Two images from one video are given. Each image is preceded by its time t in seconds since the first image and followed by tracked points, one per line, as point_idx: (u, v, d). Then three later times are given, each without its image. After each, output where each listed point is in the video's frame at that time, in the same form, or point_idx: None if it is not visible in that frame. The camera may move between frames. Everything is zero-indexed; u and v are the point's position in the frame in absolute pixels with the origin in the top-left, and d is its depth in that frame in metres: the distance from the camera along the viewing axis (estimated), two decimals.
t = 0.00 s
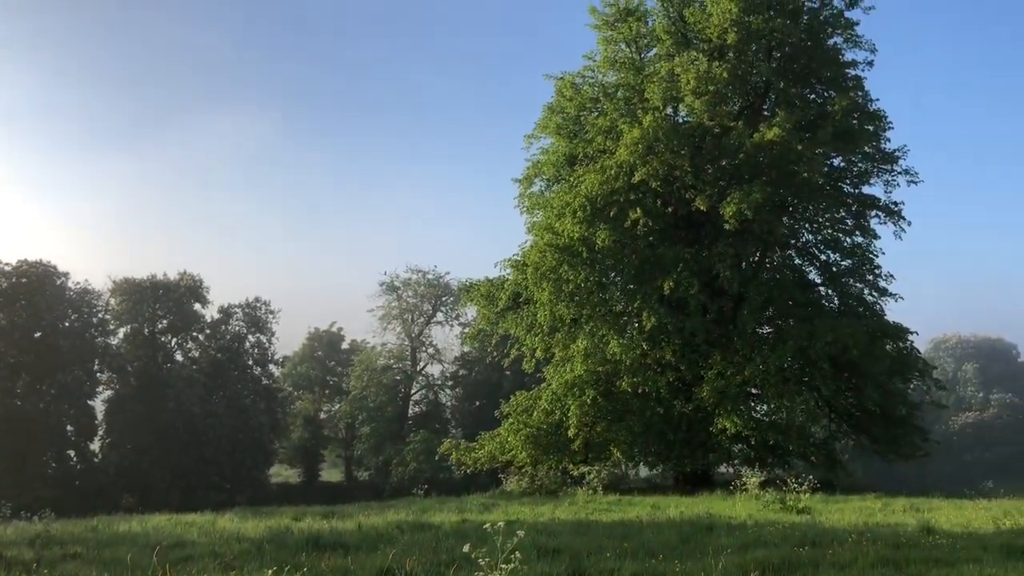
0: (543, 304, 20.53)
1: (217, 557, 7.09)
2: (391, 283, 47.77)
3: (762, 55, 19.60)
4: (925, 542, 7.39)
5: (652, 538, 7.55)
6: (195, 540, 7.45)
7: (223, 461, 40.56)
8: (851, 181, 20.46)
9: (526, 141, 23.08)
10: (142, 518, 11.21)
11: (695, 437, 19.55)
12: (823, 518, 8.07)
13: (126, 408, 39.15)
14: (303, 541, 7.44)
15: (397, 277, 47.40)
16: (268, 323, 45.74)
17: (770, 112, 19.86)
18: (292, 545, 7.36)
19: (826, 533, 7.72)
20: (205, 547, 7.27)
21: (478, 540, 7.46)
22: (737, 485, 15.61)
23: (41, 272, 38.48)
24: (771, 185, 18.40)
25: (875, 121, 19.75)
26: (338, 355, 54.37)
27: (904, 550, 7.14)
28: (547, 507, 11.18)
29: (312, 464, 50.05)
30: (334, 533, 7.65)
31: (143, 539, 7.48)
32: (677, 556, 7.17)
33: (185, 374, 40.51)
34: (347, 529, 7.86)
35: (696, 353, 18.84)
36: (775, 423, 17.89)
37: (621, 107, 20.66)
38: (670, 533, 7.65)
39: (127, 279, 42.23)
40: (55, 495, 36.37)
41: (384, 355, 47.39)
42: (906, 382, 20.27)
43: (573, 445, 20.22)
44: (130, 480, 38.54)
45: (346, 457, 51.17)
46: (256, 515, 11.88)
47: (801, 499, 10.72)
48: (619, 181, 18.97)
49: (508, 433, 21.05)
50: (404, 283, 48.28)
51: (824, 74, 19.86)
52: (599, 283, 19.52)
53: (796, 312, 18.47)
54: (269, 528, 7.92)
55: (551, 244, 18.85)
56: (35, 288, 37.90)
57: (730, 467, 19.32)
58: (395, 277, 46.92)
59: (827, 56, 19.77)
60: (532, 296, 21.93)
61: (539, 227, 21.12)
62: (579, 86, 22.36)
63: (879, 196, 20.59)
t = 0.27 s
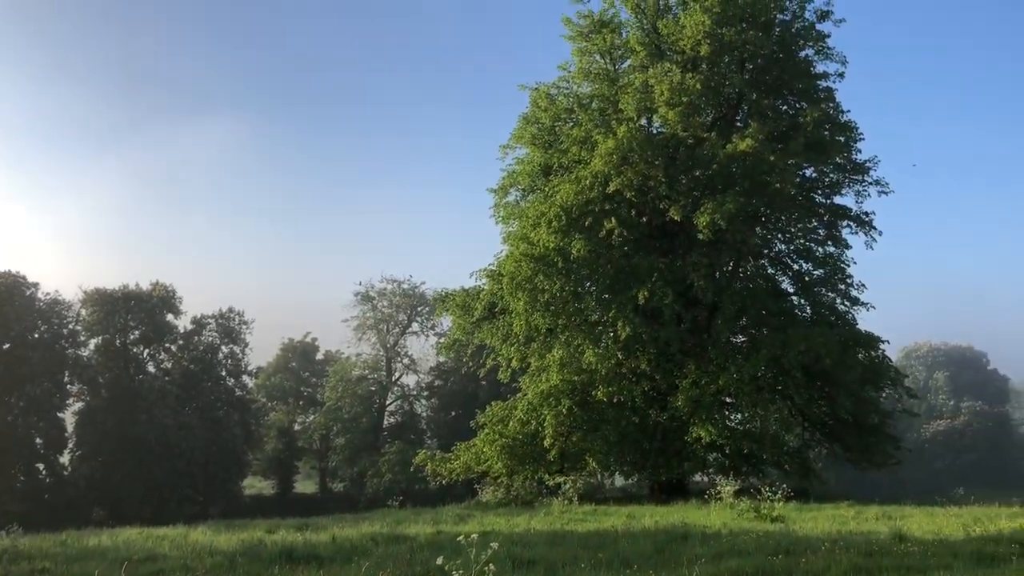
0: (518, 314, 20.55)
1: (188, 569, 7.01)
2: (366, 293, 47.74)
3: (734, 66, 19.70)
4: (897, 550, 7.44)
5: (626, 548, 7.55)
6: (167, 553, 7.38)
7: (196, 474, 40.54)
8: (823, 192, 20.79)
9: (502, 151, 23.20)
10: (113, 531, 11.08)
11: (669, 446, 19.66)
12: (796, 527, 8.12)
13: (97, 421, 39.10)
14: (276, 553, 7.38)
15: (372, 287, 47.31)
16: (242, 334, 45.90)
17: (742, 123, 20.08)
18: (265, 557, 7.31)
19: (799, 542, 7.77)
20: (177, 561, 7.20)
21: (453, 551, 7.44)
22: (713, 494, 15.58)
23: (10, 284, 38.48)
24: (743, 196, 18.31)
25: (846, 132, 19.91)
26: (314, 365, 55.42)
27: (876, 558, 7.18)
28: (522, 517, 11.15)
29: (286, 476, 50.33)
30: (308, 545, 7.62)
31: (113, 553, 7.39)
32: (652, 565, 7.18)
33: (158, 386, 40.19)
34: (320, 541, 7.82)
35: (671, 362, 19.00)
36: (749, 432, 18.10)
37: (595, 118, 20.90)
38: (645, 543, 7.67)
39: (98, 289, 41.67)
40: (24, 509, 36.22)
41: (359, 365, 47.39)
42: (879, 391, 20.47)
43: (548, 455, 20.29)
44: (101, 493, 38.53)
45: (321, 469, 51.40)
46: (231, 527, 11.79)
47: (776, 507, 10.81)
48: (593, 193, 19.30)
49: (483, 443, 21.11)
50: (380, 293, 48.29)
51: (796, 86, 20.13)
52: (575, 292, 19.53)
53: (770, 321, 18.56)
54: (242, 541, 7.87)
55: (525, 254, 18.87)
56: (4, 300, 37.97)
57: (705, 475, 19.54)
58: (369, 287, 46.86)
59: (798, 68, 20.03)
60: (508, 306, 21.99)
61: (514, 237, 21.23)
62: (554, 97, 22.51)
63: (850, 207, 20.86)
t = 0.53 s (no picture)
0: (494, 319, 20.54)
1: None
2: (340, 298, 47.95)
3: (709, 74, 19.78)
4: (868, 554, 7.50)
5: (600, 553, 7.57)
6: (137, 560, 7.30)
7: (168, 479, 40.10)
8: (795, 200, 21.10)
9: (478, 156, 23.25)
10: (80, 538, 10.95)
11: (644, 451, 19.75)
12: (769, 532, 8.19)
13: (67, 427, 38.69)
14: (248, 560, 7.32)
15: (346, 292, 47.81)
16: (214, 339, 46.26)
17: (716, 130, 20.33)
18: (237, 564, 7.24)
19: (771, 547, 7.83)
20: (146, 568, 7.11)
21: (426, 558, 7.42)
22: (686, 499, 15.62)
23: None
24: (718, 203, 18.53)
25: (818, 140, 20.07)
26: (286, 371, 55.59)
27: (846, 562, 7.24)
28: (495, 523, 11.09)
29: (258, 484, 50.71)
30: (279, 552, 7.57)
31: (81, 562, 7.29)
32: (625, 569, 7.19)
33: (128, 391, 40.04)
34: (293, 548, 7.77)
35: (646, 367, 19.17)
36: (723, 437, 18.06)
37: (571, 125, 21.15)
38: (617, 548, 7.70)
39: (67, 293, 41.37)
40: None
41: (333, 371, 47.31)
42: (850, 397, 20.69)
43: (522, 461, 20.32)
44: (69, 499, 37.91)
45: (294, 475, 51.34)
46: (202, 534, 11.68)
47: (749, 513, 10.85)
48: (569, 198, 19.53)
49: (458, 449, 21.13)
50: (354, 298, 48.60)
51: (769, 94, 20.33)
52: (550, 298, 19.67)
53: (743, 328, 18.65)
54: (213, 549, 7.80)
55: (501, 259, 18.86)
56: None
57: (678, 481, 19.37)
58: (343, 293, 47.33)
59: (771, 76, 20.35)
60: (483, 311, 22.02)
61: (490, 242, 21.29)
62: (529, 103, 22.60)
63: (821, 214, 21.14)
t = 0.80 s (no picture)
0: (463, 321, 20.47)
1: None
2: (309, 300, 48.05)
3: (677, 79, 20.08)
4: (830, 555, 7.59)
5: (566, 555, 7.61)
6: (99, 565, 7.19)
7: (131, 481, 40.18)
8: (762, 204, 21.43)
9: (448, 158, 23.28)
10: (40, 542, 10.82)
11: (612, 453, 19.86)
12: (732, 533, 8.28)
13: (30, 430, 37.57)
14: (213, 564, 7.23)
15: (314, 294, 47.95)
16: (180, 340, 46.42)
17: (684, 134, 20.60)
18: (201, 568, 7.16)
19: (736, 548, 7.91)
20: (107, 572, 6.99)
21: (393, 560, 7.40)
22: (652, 500, 15.96)
23: None
24: (685, 207, 18.91)
25: (784, 145, 20.33)
26: (253, 372, 57.24)
27: (810, 563, 7.31)
28: (463, 526, 11.10)
29: (225, 485, 50.97)
30: (244, 555, 7.51)
31: (41, 566, 7.19)
32: (590, 570, 7.22)
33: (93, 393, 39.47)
34: (259, 551, 7.71)
35: (614, 369, 19.29)
36: (690, 439, 18.19)
37: (541, 128, 21.23)
38: (584, 550, 7.75)
39: (30, 292, 40.32)
40: None
41: (301, 372, 47.37)
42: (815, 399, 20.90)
43: (491, 463, 20.32)
44: (30, 503, 37.69)
45: (262, 477, 51.48)
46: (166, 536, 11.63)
47: (715, 514, 10.96)
48: (539, 200, 19.60)
49: (426, 451, 21.13)
50: (323, 300, 48.79)
51: (737, 99, 20.46)
52: (519, 301, 19.70)
53: (709, 330, 18.96)
54: (177, 552, 7.73)
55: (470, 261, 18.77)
56: None
57: (645, 482, 19.54)
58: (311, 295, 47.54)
59: (739, 81, 20.53)
60: (453, 313, 22.05)
61: (460, 243, 21.33)
62: (499, 105, 22.64)
63: (787, 218, 21.47)
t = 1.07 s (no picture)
0: (429, 321, 20.40)
1: None
2: (274, 299, 47.61)
3: (644, 80, 20.21)
4: (793, 554, 7.67)
5: (531, 555, 7.63)
6: (57, 568, 7.08)
7: (93, 483, 39.71)
8: (727, 205, 21.65)
9: (416, 156, 23.21)
10: None
11: (578, 453, 19.94)
12: (696, 532, 8.34)
13: None
14: (174, 566, 7.16)
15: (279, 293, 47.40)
16: (142, 339, 46.04)
17: (651, 135, 20.79)
18: (161, 569, 7.09)
19: (700, 547, 7.96)
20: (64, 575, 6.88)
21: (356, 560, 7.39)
22: (618, 500, 16.09)
23: None
24: (652, 208, 19.06)
25: (750, 147, 20.50)
26: (217, 372, 56.82)
27: (772, 562, 7.37)
28: (430, 526, 11.08)
29: (187, 486, 50.58)
30: (206, 557, 7.45)
31: None
32: (555, 570, 7.24)
33: (53, 392, 39.12)
34: (222, 552, 7.66)
35: (581, 369, 19.33)
36: (655, 438, 18.34)
37: (509, 127, 21.22)
38: (549, 550, 7.77)
39: None
40: None
41: (266, 372, 46.91)
42: (778, 399, 21.15)
43: (456, 463, 20.28)
44: None
45: (225, 478, 51.11)
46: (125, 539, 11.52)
47: (680, 514, 11.00)
48: (506, 200, 19.55)
49: (392, 451, 21.05)
50: (288, 299, 48.35)
51: (703, 101, 20.67)
52: (487, 301, 19.56)
53: (674, 330, 19.16)
54: (137, 554, 7.62)
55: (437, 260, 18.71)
56: None
57: (611, 482, 19.66)
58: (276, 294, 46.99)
59: (706, 83, 20.65)
60: (419, 313, 21.99)
61: (427, 242, 21.28)
62: (468, 104, 22.60)
63: (752, 219, 21.70)
